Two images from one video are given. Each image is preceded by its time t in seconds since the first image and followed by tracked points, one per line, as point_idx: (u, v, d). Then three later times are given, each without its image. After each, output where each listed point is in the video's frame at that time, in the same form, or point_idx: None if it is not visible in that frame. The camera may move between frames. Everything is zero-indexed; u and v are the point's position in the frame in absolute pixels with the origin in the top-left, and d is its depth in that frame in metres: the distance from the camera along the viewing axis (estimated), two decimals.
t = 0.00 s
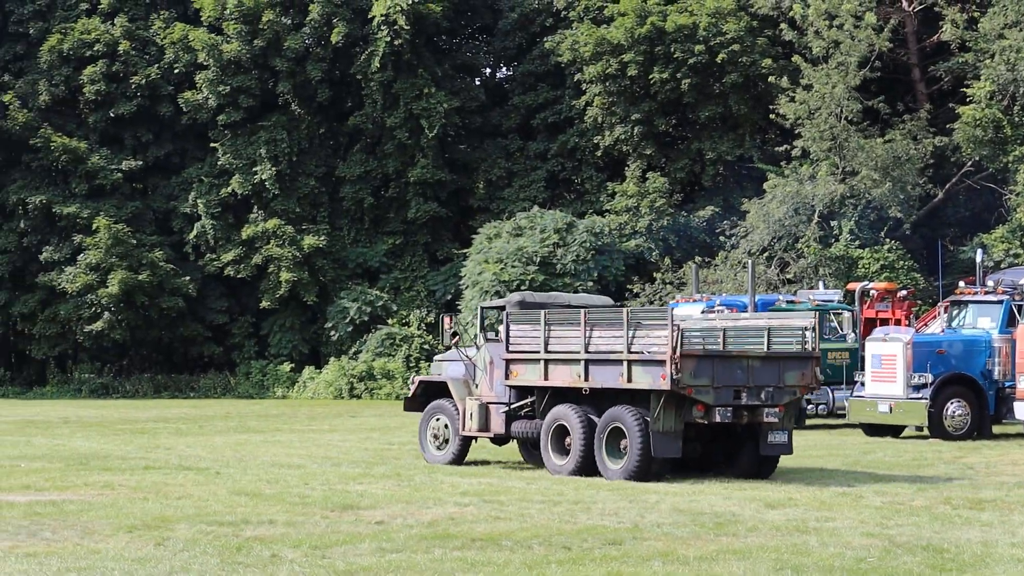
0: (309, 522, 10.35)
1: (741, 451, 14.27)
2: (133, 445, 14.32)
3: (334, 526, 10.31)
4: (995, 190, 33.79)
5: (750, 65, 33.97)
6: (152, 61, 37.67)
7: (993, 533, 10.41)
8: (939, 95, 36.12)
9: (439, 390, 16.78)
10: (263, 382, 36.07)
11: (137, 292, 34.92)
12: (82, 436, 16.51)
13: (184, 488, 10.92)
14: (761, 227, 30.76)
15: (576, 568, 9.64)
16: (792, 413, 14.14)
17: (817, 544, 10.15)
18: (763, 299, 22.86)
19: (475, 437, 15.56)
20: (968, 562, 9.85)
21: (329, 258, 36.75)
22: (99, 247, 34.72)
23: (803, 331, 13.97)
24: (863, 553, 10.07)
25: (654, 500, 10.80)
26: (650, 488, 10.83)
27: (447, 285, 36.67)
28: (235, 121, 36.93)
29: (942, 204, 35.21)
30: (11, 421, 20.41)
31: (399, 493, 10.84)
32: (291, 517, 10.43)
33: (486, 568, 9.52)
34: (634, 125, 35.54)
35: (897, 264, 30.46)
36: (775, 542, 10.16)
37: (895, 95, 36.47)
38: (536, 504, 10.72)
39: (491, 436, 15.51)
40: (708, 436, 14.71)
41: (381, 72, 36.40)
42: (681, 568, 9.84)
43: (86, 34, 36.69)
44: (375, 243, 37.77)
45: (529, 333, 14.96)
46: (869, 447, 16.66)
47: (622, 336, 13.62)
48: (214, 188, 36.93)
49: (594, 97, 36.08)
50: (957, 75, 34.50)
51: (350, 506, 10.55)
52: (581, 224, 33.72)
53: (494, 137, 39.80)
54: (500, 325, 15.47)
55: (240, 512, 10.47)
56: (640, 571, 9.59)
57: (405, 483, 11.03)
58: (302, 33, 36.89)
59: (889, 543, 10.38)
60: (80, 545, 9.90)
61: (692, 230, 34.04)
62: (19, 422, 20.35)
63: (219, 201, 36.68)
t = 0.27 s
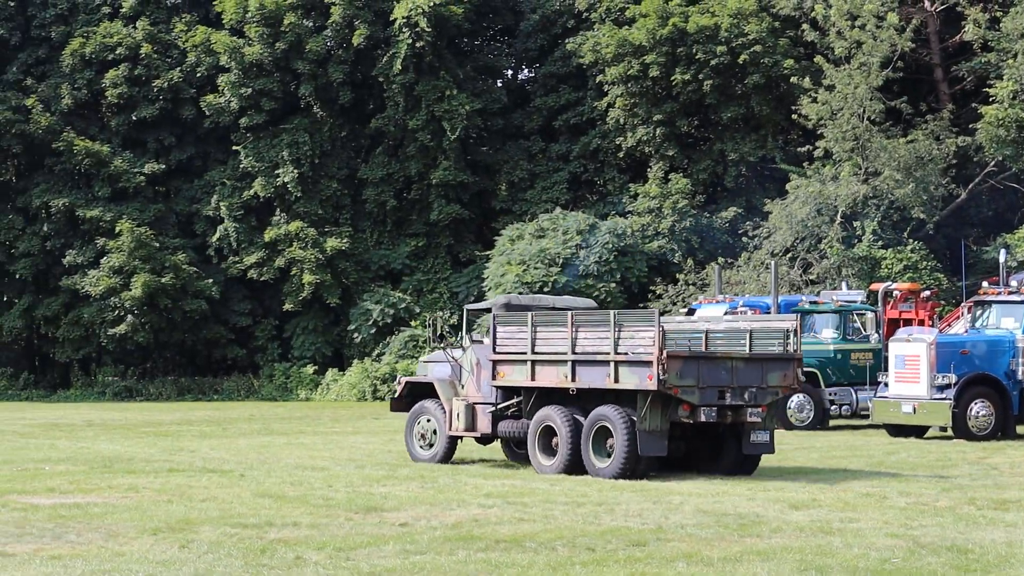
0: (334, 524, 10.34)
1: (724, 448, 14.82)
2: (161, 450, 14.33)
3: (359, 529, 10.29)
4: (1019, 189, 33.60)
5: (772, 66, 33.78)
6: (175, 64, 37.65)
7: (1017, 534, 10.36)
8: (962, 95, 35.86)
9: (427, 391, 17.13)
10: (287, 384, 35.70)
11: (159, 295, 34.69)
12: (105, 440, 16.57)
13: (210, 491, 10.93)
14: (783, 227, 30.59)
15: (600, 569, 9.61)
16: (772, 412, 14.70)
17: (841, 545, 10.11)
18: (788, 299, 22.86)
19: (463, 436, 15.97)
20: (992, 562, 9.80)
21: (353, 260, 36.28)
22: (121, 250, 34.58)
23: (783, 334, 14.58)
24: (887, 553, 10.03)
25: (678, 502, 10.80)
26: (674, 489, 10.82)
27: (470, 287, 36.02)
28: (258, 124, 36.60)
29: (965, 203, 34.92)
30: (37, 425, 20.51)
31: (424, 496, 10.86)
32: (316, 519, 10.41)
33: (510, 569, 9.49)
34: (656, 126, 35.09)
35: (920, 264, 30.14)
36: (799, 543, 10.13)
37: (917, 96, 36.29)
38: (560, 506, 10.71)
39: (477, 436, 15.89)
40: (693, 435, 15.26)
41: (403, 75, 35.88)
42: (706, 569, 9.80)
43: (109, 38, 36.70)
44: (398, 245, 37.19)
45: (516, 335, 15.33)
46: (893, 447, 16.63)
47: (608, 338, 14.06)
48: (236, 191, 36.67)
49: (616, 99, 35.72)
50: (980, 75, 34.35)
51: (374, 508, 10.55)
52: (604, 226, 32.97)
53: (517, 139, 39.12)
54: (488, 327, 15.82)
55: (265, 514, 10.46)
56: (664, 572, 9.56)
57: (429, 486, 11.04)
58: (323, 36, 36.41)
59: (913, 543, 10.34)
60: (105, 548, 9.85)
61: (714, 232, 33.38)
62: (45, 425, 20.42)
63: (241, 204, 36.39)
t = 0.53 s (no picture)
0: (358, 527, 10.30)
1: (705, 449, 15.04)
2: (189, 453, 14.36)
3: (383, 532, 10.24)
4: None
5: (797, 68, 33.43)
6: (200, 67, 37.56)
7: None
8: (987, 96, 35.70)
9: (408, 393, 17.25)
10: (312, 387, 35.51)
11: (185, 297, 34.59)
12: (129, 443, 16.63)
13: (234, 494, 10.92)
14: (809, 229, 30.46)
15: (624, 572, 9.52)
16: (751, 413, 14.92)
17: (866, 548, 10.01)
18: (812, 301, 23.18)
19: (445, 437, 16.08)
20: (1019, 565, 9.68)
21: (378, 262, 36.03)
22: (147, 253, 34.49)
23: (761, 337, 14.85)
24: (912, 556, 9.93)
25: (702, 505, 10.74)
26: (699, 492, 10.74)
27: (496, 291, 35.47)
28: (283, 126, 36.50)
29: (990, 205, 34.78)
30: (62, 428, 20.60)
31: (448, 498, 10.84)
32: (341, 522, 10.38)
33: (534, 571, 9.41)
34: (681, 128, 34.92)
35: (946, 266, 30.00)
36: (825, 545, 10.04)
37: (942, 97, 36.23)
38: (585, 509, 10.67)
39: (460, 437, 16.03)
40: (674, 437, 15.42)
41: (427, 77, 35.72)
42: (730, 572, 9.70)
43: (134, 41, 36.77)
44: (423, 248, 36.91)
45: (499, 339, 15.51)
46: (918, 450, 16.56)
47: (591, 342, 14.25)
48: (262, 194, 36.59)
49: (641, 101, 35.39)
50: (1006, 76, 34.13)
51: (398, 511, 10.51)
52: (629, 229, 32.51)
53: (542, 141, 38.81)
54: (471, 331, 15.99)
55: (289, 517, 10.43)
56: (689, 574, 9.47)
57: (454, 489, 11.02)
58: (348, 39, 36.35)
59: (939, 546, 10.23)
60: (130, 551, 9.80)
61: (740, 233, 33.21)
62: (70, 428, 20.49)
63: (266, 206, 36.25)
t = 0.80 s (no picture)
0: (376, 530, 10.29)
1: (687, 451, 15.19)
2: (209, 454, 14.38)
3: (401, 534, 10.23)
4: None
5: (816, 71, 33.13)
6: (219, 68, 37.15)
7: None
8: (1006, 100, 35.73)
9: (393, 392, 17.57)
10: (330, 389, 35.51)
11: (203, 299, 34.26)
12: (147, 444, 16.69)
13: (253, 495, 10.92)
14: (829, 234, 30.63)
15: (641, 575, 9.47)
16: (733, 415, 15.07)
17: (883, 552, 9.95)
18: (831, 305, 23.54)
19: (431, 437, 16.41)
20: None
21: (397, 264, 35.83)
22: (166, 254, 34.11)
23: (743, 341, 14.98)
24: (930, 561, 9.87)
25: (720, 508, 10.71)
26: (717, 495, 10.70)
27: (513, 293, 35.39)
28: (303, 128, 36.14)
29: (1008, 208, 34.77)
30: (82, 429, 20.67)
31: (466, 501, 10.83)
32: (359, 524, 10.37)
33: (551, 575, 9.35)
34: (699, 131, 34.72)
35: (965, 270, 29.95)
36: (843, 550, 9.99)
37: (961, 101, 36.25)
38: (603, 512, 10.65)
39: (446, 437, 16.33)
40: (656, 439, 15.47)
41: (447, 79, 35.40)
42: None
43: (154, 42, 36.32)
44: (441, 250, 36.90)
45: (487, 340, 15.72)
46: (937, 454, 16.52)
47: (579, 345, 14.44)
48: (280, 196, 36.26)
49: (660, 104, 35.18)
50: None
51: (416, 514, 10.50)
52: (647, 232, 31.92)
53: (560, 144, 38.61)
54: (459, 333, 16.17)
55: (307, 519, 10.42)
56: None
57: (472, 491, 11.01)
58: (368, 40, 36.11)
59: (956, 551, 10.17)
60: (147, 553, 9.76)
61: (759, 237, 33.39)
62: (89, 429, 20.56)
63: (285, 208, 36.01)
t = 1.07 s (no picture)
0: (402, 536, 10.27)
1: (672, 455, 15.46)
2: (237, 461, 14.40)
3: (427, 540, 10.20)
4: None
5: (841, 77, 33.20)
6: (245, 75, 36.94)
7: None
8: None
9: (380, 397, 17.92)
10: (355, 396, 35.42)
11: (228, 305, 34.12)
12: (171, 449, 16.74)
13: (279, 501, 10.92)
14: (853, 240, 30.25)
15: None
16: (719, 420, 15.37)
17: (910, 559, 9.92)
18: (857, 311, 23.48)
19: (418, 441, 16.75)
20: None
21: (421, 270, 35.61)
22: (191, 260, 33.97)
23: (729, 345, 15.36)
24: (957, 567, 9.83)
25: (746, 515, 10.69)
26: (743, 502, 10.69)
27: (539, 300, 35.09)
28: (328, 134, 35.97)
29: None
30: (108, 434, 20.73)
31: (493, 507, 10.83)
32: (385, 531, 10.36)
33: None
34: (725, 138, 34.61)
35: (991, 276, 29.89)
36: (869, 557, 9.96)
37: (988, 107, 36.29)
38: (629, 518, 10.63)
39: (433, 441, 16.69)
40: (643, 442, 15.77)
41: (472, 86, 35.22)
42: None
43: (179, 48, 36.23)
44: (466, 257, 36.54)
45: (475, 346, 16.03)
46: (961, 460, 16.48)
47: (568, 351, 14.80)
48: (306, 202, 36.06)
49: (685, 111, 35.12)
50: None
51: (442, 520, 10.48)
52: (672, 238, 31.39)
53: (586, 151, 38.21)
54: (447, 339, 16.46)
55: (334, 525, 10.41)
56: None
57: (499, 497, 11.00)
58: (393, 47, 35.96)
59: (984, 557, 10.13)
60: (174, 558, 9.73)
61: (784, 243, 33.45)
62: (115, 434, 20.63)
63: (310, 214, 35.77)
